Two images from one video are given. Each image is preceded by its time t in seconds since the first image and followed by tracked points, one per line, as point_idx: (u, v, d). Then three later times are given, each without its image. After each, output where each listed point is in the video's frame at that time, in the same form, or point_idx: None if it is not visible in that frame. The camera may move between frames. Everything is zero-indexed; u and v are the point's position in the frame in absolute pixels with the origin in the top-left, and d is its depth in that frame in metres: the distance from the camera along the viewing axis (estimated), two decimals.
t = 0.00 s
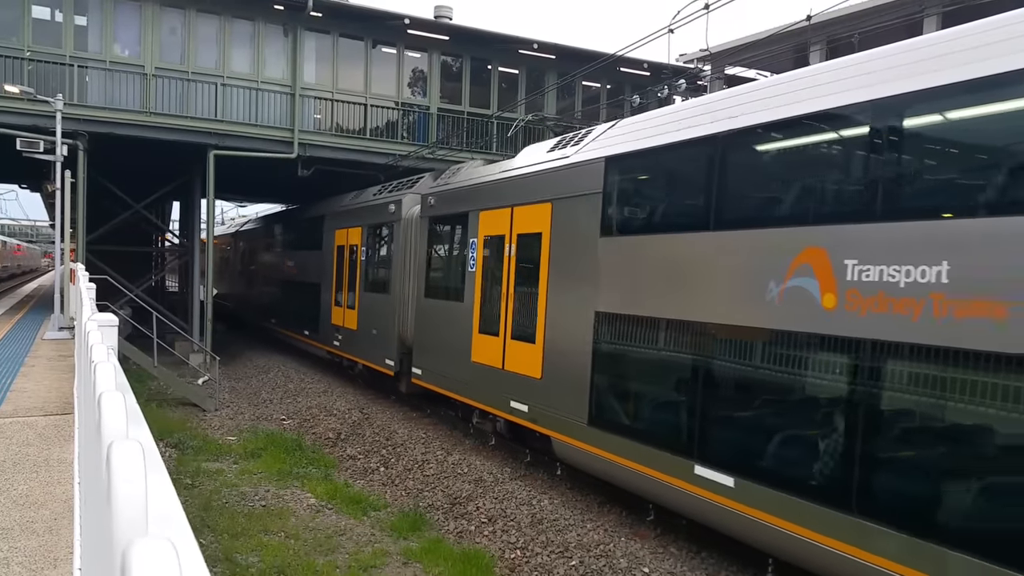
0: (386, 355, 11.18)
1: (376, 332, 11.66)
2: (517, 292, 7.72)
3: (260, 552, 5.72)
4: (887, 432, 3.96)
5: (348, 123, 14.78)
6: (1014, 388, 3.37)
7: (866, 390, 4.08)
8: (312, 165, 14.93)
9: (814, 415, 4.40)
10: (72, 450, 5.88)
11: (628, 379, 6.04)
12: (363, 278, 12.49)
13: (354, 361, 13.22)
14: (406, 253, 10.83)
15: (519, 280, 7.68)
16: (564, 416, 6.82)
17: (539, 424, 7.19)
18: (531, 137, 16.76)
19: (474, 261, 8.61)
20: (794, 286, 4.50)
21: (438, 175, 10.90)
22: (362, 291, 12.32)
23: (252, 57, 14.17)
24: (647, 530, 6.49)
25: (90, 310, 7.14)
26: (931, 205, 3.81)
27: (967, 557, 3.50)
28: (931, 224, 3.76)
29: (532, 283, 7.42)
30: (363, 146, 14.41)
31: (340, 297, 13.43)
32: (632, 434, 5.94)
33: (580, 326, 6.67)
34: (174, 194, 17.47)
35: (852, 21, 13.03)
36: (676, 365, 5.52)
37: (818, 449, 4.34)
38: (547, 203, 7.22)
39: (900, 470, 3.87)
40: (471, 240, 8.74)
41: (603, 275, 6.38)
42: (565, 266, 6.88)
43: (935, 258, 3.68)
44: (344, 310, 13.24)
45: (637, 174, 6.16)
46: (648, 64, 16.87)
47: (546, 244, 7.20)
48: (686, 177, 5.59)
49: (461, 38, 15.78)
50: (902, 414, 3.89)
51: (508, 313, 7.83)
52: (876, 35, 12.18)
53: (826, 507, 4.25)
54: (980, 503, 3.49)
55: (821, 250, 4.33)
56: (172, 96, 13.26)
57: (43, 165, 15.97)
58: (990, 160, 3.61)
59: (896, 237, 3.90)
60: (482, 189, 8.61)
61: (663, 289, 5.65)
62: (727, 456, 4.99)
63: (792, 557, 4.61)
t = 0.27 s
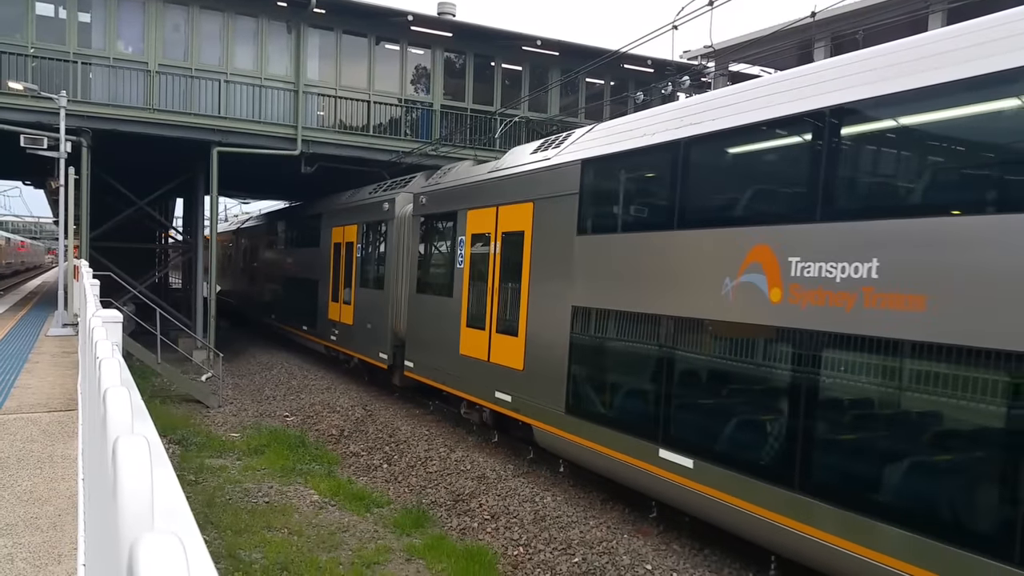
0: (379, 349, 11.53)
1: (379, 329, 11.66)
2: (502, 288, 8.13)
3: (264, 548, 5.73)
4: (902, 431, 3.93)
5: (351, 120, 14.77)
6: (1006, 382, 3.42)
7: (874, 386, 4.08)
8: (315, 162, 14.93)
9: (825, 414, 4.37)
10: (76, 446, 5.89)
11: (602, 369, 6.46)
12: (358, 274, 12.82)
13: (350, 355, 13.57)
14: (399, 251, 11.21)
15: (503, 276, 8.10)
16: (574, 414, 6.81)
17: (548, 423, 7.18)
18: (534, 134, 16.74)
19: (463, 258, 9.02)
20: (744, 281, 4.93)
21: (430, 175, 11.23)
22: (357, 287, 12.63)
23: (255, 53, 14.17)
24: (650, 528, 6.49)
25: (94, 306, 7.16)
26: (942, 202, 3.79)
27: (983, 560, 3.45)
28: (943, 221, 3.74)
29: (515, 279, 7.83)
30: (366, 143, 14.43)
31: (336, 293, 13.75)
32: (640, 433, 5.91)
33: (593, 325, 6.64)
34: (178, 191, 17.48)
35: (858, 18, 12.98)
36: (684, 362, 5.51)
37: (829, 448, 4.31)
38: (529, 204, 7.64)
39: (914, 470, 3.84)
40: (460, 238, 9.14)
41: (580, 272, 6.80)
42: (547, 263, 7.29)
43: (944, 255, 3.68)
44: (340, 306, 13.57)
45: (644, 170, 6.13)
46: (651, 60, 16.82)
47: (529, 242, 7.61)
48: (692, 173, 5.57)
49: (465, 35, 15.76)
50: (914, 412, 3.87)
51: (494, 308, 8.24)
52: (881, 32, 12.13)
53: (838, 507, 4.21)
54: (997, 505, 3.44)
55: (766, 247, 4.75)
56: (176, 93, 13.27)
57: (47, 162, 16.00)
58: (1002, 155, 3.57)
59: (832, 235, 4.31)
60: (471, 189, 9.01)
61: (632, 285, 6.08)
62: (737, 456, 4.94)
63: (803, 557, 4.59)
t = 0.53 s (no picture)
0: (373, 345, 11.88)
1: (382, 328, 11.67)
2: (487, 286, 8.47)
3: (265, 548, 5.72)
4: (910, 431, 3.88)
5: (353, 119, 14.78)
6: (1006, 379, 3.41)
7: (876, 386, 4.07)
8: (317, 161, 14.94)
9: (838, 415, 4.31)
10: (78, 445, 5.89)
11: (579, 362, 6.81)
12: (353, 273, 13.13)
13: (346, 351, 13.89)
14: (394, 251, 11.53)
15: (488, 274, 8.45)
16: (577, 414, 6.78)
17: (551, 422, 7.18)
18: (536, 133, 16.73)
19: (451, 257, 9.37)
20: (704, 279, 5.31)
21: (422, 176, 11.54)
22: (352, 285, 12.94)
23: (257, 53, 14.18)
24: (652, 527, 6.48)
25: (96, 304, 7.16)
26: (944, 201, 3.78)
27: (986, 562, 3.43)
28: (944, 222, 3.73)
29: (499, 277, 8.18)
30: (368, 142, 14.44)
31: (332, 292, 14.07)
32: (644, 433, 5.89)
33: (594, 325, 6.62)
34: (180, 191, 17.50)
35: (860, 16, 12.96)
36: (687, 363, 5.49)
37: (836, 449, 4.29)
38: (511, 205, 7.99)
39: (921, 473, 3.80)
40: (448, 237, 9.48)
41: (558, 271, 7.16)
42: (528, 262, 7.63)
43: (946, 254, 3.67)
44: (336, 304, 13.88)
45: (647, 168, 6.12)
46: (654, 59, 16.81)
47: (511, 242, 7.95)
48: (695, 173, 5.55)
49: (466, 34, 15.76)
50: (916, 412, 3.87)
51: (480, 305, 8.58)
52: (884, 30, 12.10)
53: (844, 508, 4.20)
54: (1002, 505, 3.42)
55: (723, 247, 5.12)
56: (178, 93, 13.29)
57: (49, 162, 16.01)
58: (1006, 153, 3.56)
59: (779, 236, 4.69)
60: (459, 190, 9.36)
61: (606, 283, 6.44)
62: (743, 458, 4.91)
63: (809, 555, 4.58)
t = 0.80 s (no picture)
0: (367, 343, 12.21)
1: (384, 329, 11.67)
2: (474, 286, 8.84)
3: (267, 548, 5.73)
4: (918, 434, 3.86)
5: (356, 120, 14.79)
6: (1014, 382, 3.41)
7: (856, 384, 4.20)
8: (319, 162, 14.95)
9: (839, 419, 4.31)
10: (80, 445, 5.90)
11: (558, 358, 7.20)
12: (348, 274, 13.38)
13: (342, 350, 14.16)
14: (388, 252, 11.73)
15: (475, 275, 8.82)
16: (580, 415, 6.78)
17: (552, 424, 7.20)
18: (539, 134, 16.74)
19: (441, 258, 9.73)
20: (669, 279, 5.71)
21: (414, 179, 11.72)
22: (348, 286, 13.19)
23: (260, 54, 14.20)
24: (654, 529, 6.47)
25: (99, 304, 7.17)
26: (947, 203, 3.78)
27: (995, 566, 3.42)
28: (946, 224, 3.73)
29: (485, 279, 8.55)
30: (371, 143, 14.46)
31: (329, 292, 14.31)
32: (645, 435, 5.88)
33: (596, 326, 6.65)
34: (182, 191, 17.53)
35: (862, 19, 12.98)
36: (688, 364, 5.50)
37: (839, 452, 4.28)
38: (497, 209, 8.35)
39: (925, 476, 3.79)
40: (438, 239, 9.84)
41: (538, 272, 7.56)
42: (512, 264, 8.01)
43: (951, 256, 3.66)
44: (332, 304, 14.13)
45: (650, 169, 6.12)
46: (656, 61, 16.82)
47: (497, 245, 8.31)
48: (698, 175, 5.54)
49: (469, 36, 15.78)
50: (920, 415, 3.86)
51: (467, 305, 8.97)
52: (886, 32, 12.10)
53: (847, 511, 4.18)
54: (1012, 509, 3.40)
55: (686, 250, 5.52)
56: (181, 94, 13.31)
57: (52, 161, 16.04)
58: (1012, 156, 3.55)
59: (732, 240, 5.10)
60: (448, 195, 9.74)
61: (583, 283, 6.84)
62: (746, 460, 4.90)
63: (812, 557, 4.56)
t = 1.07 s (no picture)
0: (362, 342, 12.52)
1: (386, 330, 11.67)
2: (463, 287, 9.21)
3: (269, 550, 5.73)
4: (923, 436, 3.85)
5: (358, 121, 14.80)
6: (1017, 385, 3.40)
7: (797, 374, 4.58)
8: (322, 163, 14.98)
9: (841, 423, 4.30)
10: (82, 447, 5.90)
11: (540, 356, 7.56)
12: (345, 275, 13.63)
13: (339, 349, 14.41)
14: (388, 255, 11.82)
15: (463, 276, 9.18)
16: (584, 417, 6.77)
17: (552, 424, 7.27)
18: (541, 135, 16.75)
19: (431, 260, 10.09)
20: (639, 280, 6.09)
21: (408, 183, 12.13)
22: (344, 287, 13.44)
23: (263, 55, 14.22)
24: (656, 531, 6.47)
25: (102, 306, 7.17)
26: (952, 205, 3.77)
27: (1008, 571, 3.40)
28: (953, 224, 3.71)
29: (473, 280, 8.91)
30: (373, 145, 14.47)
31: (326, 293, 14.53)
32: (648, 438, 5.88)
33: (598, 326, 6.67)
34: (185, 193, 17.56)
35: (864, 21, 12.98)
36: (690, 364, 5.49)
37: (844, 454, 4.26)
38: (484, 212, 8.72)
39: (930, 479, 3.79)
40: (430, 241, 10.19)
41: (521, 273, 7.93)
42: (498, 265, 8.37)
43: (949, 256, 3.68)
44: (329, 304, 14.36)
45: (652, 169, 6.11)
46: (658, 63, 16.83)
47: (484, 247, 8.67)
48: (701, 176, 5.54)
49: (471, 38, 15.80)
50: (925, 417, 3.85)
51: (456, 304, 9.35)
52: (889, 34, 12.10)
53: (857, 516, 4.14)
54: None
55: (655, 252, 5.89)
56: (184, 95, 13.34)
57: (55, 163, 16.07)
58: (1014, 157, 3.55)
59: (694, 243, 5.46)
60: (438, 198, 10.11)
61: (563, 284, 7.20)
62: (749, 462, 4.89)
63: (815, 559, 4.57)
